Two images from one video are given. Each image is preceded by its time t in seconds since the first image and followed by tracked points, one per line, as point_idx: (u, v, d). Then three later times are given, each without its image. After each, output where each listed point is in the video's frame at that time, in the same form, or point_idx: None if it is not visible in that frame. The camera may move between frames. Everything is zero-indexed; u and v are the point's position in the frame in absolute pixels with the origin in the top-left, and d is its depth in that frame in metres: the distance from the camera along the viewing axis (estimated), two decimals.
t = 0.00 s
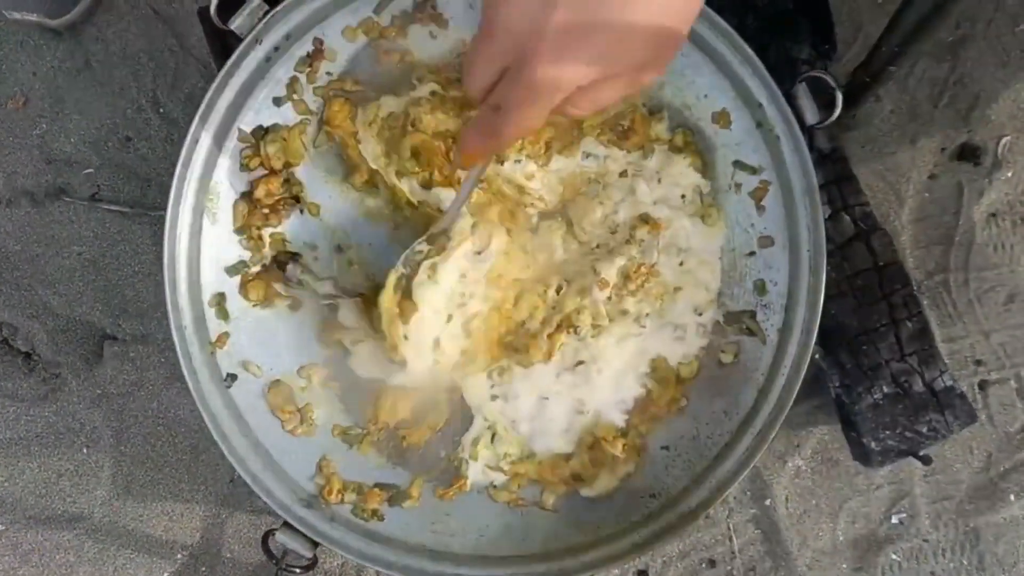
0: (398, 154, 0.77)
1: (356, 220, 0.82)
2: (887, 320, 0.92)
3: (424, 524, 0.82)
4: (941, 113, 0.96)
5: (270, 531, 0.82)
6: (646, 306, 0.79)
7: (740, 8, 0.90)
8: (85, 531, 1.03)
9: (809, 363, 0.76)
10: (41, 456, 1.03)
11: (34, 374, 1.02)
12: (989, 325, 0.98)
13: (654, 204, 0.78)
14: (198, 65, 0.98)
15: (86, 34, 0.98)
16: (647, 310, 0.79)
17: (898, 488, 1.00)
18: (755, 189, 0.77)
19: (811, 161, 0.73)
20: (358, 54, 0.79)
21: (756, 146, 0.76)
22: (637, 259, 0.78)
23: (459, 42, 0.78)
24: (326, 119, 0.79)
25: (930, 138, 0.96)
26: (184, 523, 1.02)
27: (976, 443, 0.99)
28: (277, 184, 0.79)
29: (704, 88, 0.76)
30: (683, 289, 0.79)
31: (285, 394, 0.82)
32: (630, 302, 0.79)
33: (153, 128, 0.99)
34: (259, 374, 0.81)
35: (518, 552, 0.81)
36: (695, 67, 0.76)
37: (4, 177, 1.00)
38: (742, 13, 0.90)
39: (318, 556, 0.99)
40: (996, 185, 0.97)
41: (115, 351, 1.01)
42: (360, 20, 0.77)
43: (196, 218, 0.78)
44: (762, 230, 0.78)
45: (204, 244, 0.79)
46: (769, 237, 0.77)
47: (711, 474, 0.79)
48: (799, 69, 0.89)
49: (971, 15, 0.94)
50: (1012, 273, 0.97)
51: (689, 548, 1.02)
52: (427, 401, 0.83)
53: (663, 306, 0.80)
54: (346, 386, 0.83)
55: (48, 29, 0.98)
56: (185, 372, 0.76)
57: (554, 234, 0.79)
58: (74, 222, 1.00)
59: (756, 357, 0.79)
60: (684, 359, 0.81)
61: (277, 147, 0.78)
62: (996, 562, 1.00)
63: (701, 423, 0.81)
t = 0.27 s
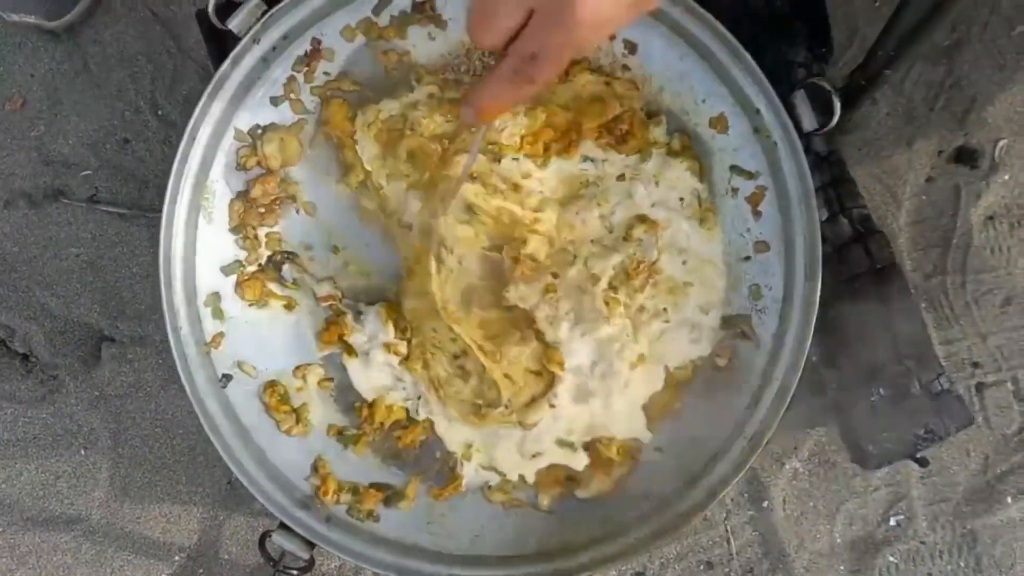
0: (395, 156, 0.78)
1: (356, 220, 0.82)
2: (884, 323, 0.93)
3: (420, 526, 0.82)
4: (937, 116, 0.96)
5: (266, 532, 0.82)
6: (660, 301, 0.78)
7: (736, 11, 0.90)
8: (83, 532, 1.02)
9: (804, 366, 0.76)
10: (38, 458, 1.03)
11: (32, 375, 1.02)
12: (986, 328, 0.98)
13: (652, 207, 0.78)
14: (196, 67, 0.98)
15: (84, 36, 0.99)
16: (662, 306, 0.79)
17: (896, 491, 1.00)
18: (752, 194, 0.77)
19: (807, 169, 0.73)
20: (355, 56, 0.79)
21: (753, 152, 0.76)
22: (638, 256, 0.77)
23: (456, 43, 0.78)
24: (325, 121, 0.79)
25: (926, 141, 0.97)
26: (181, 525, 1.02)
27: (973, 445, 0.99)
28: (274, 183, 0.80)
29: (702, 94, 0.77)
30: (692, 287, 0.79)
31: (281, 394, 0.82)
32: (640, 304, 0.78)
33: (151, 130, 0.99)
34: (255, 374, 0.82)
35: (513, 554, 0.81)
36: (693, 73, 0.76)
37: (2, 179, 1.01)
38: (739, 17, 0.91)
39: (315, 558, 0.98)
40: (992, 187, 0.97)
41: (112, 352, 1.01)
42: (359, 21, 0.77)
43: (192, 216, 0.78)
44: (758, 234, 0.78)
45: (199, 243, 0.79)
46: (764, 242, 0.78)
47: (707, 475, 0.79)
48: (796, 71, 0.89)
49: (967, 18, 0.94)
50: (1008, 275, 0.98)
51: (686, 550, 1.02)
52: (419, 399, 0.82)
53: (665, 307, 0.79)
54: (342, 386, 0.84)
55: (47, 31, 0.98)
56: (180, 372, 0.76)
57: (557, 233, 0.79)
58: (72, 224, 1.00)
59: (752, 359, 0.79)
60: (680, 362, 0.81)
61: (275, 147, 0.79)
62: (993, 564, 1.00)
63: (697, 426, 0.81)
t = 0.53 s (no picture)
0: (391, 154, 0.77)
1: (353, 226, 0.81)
2: (883, 326, 0.92)
3: (420, 530, 0.82)
4: (936, 118, 0.96)
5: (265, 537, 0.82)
6: (653, 304, 0.79)
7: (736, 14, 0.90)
8: (81, 536, 1.02)
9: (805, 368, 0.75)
10: (36, 461, 1.02)
11: (30, 379, 1.02)
12: (985, 331, 0.98)
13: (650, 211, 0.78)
14: (194, 70, 0.97)
15: (82, 38, 0.98)
16: (657, 308, 0.80)
17: (895, 494, 1.00)
18: (752, 195, 0.77)
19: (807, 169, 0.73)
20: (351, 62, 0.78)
21: (752, 153, 0.76)
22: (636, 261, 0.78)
23: (454, 49, 0.77)
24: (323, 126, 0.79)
25: (925, 144, 0.97)
26: (180, 529, 1.01)
27: (972, 448, 0.99)
28: (275, 190, 0.80)
29: (700, 95, 0.76)
30: (687, 288, 0.79)
31: (281, 400, 0.82)
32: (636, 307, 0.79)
33: (149, 133, 0.99)
34: (255, 380, 0.81)
35: (513, 558, 0.81)
36: (690, 73, 0.75)
37: None
38: (738, 21, 0.91)
39: (314, 561, 0.98)
40: (991, 190, 0.97)
41: (110, 356, 1.00)
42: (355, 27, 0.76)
43: (193, 223, 0.78)
44: (759, 236, 0.77)
45: (200, 249, 0.79)
46: (765, 244, 0.77)
47: (707, 479, 0.79)
48: (795, 74, 0.89)
49: (966, 21, 0.94)
50: (1007, 278, 0.98)
51: (685, 553, 1.02)
52: (415, 401, 0.83)
53: (660, 310, 0.80)
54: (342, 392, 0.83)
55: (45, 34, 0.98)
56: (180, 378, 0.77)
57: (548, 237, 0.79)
58: (70, 227, 1.00)
59: (753, 362, 0.79)
60: (681, 366, 0.81)
61: (276, 153, 0.79)
62: (991, 567, 1.00)
63: (697, 430, 0.81)
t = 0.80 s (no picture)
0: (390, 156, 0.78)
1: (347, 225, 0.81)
2: (877, 326, 0.92)
3: (415, 528, 0.82)
4: (931, 119, 0.96)
5: (261, 534, 0.83)
6: (653, 307, 0.80)
7: (731, 15, 0.91)
8: (78, 534, 1.03)
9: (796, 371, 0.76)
10: (33, 459, 1.03)
11: (27, 377, 1.02)
12: (979, 331, 0.99)
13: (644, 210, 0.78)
14: (192, 70, 0.98)
15: (81, 37, 0.99)
16: (655, 311, 0.80)
17: (889, 493, 1.00)
18: (745, 198, 0.77)
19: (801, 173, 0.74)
20: (351, 59, 0.79)
21: (747, 157, 0.77)
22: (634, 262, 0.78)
23: (452, 46, 0.78)
24: (320, 123, 0.79)
25: (920, 145, 0.97)
26: (177, 526, 1.02)
27: (966, 448, 1.00)
28: (271, 188, 0.80)
29: (696, 97, 0.77)
30: (684, 289, 0.80)
31: (277, 397, 0.82)
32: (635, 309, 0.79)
33: (147, 132, 0.99)
34: (251, 378, 0.82)
35: (505, 555, 0.82)
36: (687, 76, 0.76)
37: None
38: (733, 22, 0.91)
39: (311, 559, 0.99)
40: (985, 191, 0.97)
41: (108, 354, 1.01)
42: (354, 25, 0.77)
43: (189, 221, 0.78)
44: (752, 238, 0.78)
45: (195, 247, 0.79)
46: (758, 246, 0.78)
47: (700, 478, 0.80)
48: (790, 76, 0.90)
49: (961, 22, 0.95)
50: (1001, 278, 0.98)
51: (680, 552, 1.02)
52: (410, 400, 0.82)
53: (659, 312, 0.80)
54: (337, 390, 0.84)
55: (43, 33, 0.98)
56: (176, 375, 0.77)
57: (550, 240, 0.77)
58: (67, 226, 1.00)
59: (745, 363, 0.79)
60: (675, 365, 0.81)
61: (273, 152, 0.79)
62: (984, 565, 1.01)
63: (690, 429, 0.82)
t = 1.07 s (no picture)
0: (394, 155, 0.78)
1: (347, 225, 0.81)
2: (880, 328, 0.92)
3: (418, 528, 0.83)
4: (935, 120, 0.96)
5: (263, 535, 0.82)
6: (655, 307, 0.79)
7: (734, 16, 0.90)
8: (80, 533, 1.03)
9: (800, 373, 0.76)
10: (35, 459, 1.03)
11: (29, 376, 1.02)
12: (982, 333, 0.99)
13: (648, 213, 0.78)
14: (195, 69, 0.98)
15: (83, 37, 0.99)
16: (657, 311, 0.80)
17: (891, 495, 1.00)
18: (749, 199, 0.77)
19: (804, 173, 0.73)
20: (354, 60, 0.79)
21: (750, 157, 0.76)
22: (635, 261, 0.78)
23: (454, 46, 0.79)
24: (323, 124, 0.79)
25: (923, 146, 0.97)
26: (179, 526, 1.02)
27: (969, 450, 1.00)
28: (274, 188, 0.80)
29: (698, 98, 0.77)
30: (687, 288, 0.79)
31: (280, 397, 0.82)
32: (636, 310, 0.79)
33: (150, 131, 0.99)
34: (254, 377, 0.82)
35: (508, 555, 0.82)
36: (690, 77, 0.76)
37: None
38: (736, 23, 0.91)
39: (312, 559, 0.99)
40: (989, 192, 0.97)
41: (109, 353, 1.01)
42: (357, 26, 0.78)
43: (192, 221, 0.78)
44: (756, 239, 0.78)
45: (198, 247, 0.79)
46: (761, 246, 0.78)
47: (703, 479, 0.80)
48: (793, 78, 0.90)
49: (965, 24, 0.94)
50: (1004, 280, 0.98)
51: (682, 553, 1.02)
52: (412, 400, 0.83)
53: (660, 313, 0.80)
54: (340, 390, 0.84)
55: (46, 32, 0.98)
56: (179, 376, 0.77)
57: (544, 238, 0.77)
58: (70, 225, 1.00)
59: (749, 364, 0.79)
60: (678, 366, 0.81)
61: (276, 152, 0.79)
62: (987, 568, 1.00)
63: (693, 430, 0.81)
